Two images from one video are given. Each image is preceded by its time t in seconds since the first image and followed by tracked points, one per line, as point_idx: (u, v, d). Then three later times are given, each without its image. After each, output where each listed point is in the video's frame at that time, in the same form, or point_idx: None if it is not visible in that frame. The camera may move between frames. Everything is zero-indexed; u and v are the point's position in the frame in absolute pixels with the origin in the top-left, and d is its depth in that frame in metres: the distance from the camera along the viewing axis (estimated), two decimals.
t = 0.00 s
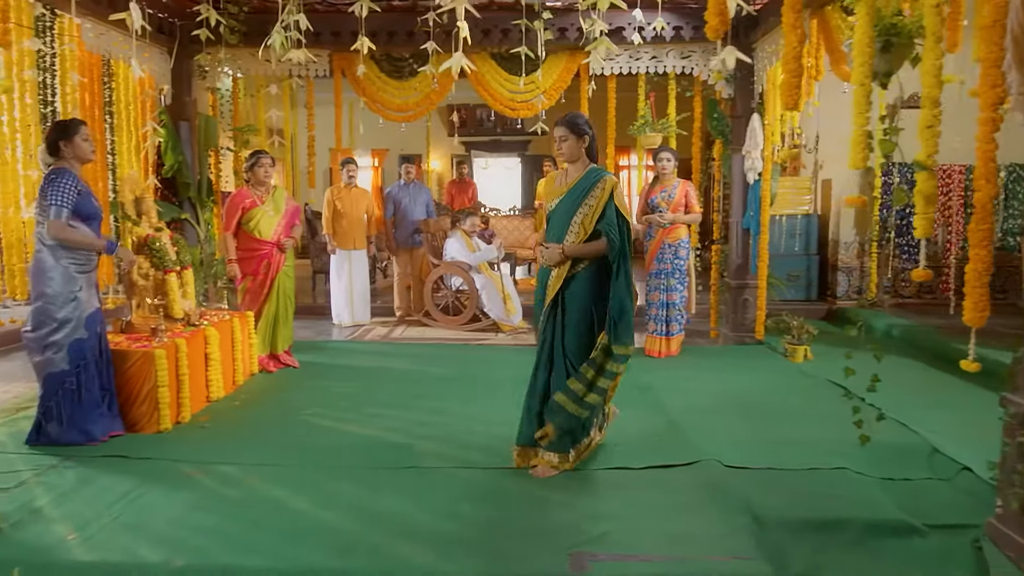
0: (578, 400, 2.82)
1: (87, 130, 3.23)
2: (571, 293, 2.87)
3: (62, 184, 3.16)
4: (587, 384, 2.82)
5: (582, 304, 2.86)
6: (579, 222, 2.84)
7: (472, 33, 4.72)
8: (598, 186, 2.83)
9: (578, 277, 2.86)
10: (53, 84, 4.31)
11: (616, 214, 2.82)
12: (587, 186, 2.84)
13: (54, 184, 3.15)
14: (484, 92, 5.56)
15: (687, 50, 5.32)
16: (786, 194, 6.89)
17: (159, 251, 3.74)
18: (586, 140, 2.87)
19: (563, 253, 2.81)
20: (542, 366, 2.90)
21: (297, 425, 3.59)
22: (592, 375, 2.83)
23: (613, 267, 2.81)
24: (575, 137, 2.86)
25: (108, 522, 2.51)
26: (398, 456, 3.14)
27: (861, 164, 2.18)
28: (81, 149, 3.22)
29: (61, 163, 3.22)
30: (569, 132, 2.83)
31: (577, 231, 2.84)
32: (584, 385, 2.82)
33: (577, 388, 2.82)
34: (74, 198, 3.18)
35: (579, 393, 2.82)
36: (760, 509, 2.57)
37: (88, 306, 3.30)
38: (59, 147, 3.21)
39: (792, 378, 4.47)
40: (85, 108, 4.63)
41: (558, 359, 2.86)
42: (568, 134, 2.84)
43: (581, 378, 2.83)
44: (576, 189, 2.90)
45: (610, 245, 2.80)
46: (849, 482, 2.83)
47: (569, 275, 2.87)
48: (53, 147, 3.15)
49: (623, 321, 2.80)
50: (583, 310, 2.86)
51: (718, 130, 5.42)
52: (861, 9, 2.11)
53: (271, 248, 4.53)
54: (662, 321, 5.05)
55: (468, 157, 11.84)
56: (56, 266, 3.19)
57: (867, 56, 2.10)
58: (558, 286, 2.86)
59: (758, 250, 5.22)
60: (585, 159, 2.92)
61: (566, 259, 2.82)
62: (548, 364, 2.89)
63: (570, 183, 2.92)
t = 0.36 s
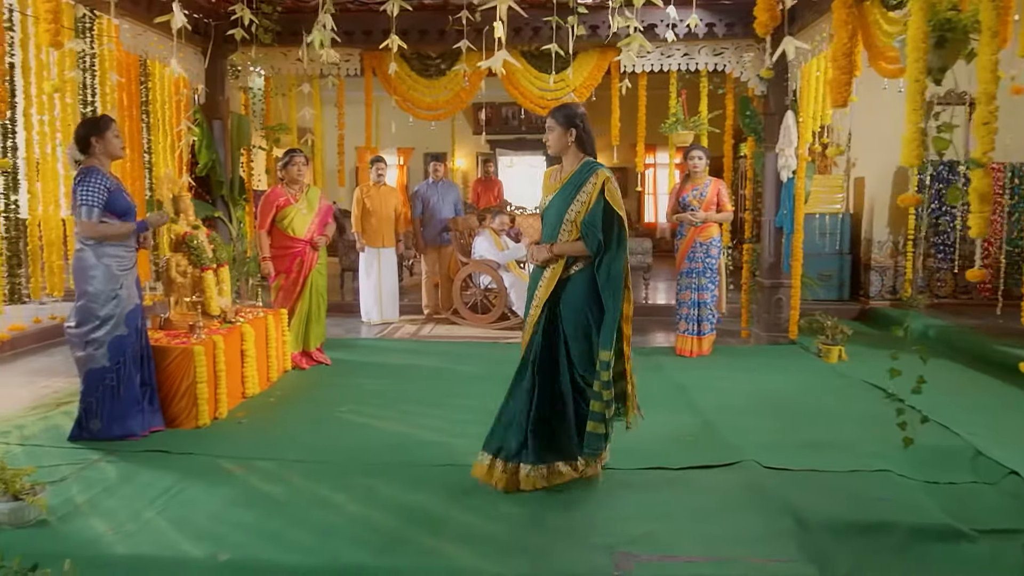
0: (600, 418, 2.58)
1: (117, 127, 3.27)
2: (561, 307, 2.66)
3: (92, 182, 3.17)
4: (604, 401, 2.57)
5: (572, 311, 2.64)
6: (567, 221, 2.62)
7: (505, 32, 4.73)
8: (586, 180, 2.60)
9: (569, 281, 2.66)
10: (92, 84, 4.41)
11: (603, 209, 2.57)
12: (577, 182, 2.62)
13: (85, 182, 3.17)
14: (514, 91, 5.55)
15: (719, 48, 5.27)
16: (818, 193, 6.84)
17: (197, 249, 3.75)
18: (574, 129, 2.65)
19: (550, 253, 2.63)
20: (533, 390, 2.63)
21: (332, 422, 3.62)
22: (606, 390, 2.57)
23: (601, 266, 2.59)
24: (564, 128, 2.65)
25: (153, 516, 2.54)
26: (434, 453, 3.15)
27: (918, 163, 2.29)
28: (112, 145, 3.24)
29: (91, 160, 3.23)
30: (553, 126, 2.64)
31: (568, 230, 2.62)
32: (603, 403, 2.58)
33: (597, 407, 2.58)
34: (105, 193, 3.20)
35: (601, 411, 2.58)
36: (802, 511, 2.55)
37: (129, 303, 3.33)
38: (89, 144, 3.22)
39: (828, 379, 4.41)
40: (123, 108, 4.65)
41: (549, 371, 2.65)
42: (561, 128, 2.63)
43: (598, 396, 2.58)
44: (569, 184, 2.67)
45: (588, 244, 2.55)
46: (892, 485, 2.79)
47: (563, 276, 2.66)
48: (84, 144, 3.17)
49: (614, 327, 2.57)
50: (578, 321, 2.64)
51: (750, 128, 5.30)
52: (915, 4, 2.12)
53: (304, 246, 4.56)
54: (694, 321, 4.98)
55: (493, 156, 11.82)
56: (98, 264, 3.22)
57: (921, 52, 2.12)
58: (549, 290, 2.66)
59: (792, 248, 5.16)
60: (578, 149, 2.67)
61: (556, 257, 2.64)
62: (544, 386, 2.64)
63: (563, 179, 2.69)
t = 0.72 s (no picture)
0: (602, 424, 2.56)
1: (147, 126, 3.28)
2: (563, 307, 2.62)
3: (124, 182, 3.17)
4: (607, 405, 2.55)
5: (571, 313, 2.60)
6: (569, 219, 2.57)
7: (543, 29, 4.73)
8: (589, 177, 2.55)
9: (570, 280, 2.61)
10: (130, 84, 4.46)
11: (606, 207, 2.52)
12: (582, 178, 2.56)
13: (117, 183, 3.17)
14: (544, 90, 5.54)
15: (751, 45, 5.24)
16: (850, 191, 6.74)
17: (232, 248, 3.78)
18: (582, 124, 2.59)
19: (551, 249, 2.58)
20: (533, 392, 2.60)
21: (366, 419, 3.64)
22: (607, 395, 2.55)
23: (603, 266, 2.55)
24: (574, 124, 2.61)
25: (193, 512, 2.57)
26: (468, 453, 3.16)
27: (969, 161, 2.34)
28: (140, 143, 3.25)
29: (117, 158, 3.24)
30: (561, 121, 2.61)
31: (571, 227, 2.57)
32: (605, 408, 2.56)
33: (598, 412, 2.55)
34: (139, 191, 3.21)
35: (602, 416, 2.56)
36: (843, 514, 2.52)
37: (160, 300, 3.36)
38: (120, 139, 3.23)
39: (864, 380, 4.35)
40: (159, 108, 4.71)
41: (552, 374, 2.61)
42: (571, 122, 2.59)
43: (600, 401, 2.56)
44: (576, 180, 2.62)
45: (590, 243, 2.50)
46: (935, 489, 2.75)
47: (563, 275, 2.62)
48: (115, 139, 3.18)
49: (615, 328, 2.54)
50: (579, 322, 2.60)
51: (783, 125, 5.32)
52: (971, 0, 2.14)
53: (336, 244, 4.60)
54: (724, 321, 4.92)
55: (518, 155, 11.80)
56: (131, 262, 3.26)
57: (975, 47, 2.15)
58: (550, 287, 2.61)
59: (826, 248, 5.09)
60: (586, 144, 2.63)
61: (558, 254, 2.59)
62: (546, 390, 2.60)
63: (570, 174, 2.64)
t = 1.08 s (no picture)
0: (601, 419, 2.55)
1: (175, 129, 3.27)
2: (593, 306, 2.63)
3: (142, 181, 3.16)
4: (607, 403, 2.53)
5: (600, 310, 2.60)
6: (595, 220, 2.58)
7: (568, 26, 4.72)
8: (616, 176, 2.54)
9: (598, 281, 2.61)
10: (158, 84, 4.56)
11: (628, 206, 2.50)
12: (607, 178, 2.56)
13: (136, 181, 3.16)
14: (566, 88, 5.58)
15: (776, 42, 5.20)
16: (874, 190, 6.66)
17: (258, 246, 3.80)
18: (613, 121, 2.57)
19: (578, 250, 2.61)
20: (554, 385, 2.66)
21: (390, 417, 3.65)
22: (609, 391, 2.52)
23: (623, 265, 2.51)
24: (603, 121, 2.59)
25: (223, 508, 2.59)
26: (493, 452, 3.16)
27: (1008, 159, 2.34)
28: (164, 145, 3.24)
29: (138, 155, 3.22)
30: (590, 119, 2.60)
31: (597, 227, 2.58)
32: (606, 404, 2.54)
33: (599, 406, 2.55)
34: (158, 190, 3.20)
35: (603, 410, 2.55)
36: (875, 517, 2.49)
37: (178, 300, 3.34)
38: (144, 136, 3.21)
39: (891, 381, 4.29)
40: (185, 108, 4.74)
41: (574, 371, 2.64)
42: (598, 122, 2.59)
43: (604, 398, 2.54)
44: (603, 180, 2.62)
45: (611, 243, 2.51)
46: (969, 491, 2.71)
47: (591, 275, 2.63)
48: (140, 136, 3.16)
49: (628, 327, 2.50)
50: (606, 322, 2.59)
51: (808, 123, 5.27)
52: None
53: (359, 242, 4.60)
54: (748, 320, 4.86)
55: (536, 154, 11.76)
56: (148, 260, 3.23)
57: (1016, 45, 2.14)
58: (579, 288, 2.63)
59: (851, 246, 5.04)
60: (616, 141, 2.60)
61: (584, 256, 2.61)
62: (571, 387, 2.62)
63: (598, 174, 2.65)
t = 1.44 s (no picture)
0: (640, 420, 2.57)
1: (192, 132, 3.24)
2: (629, 306, 2.60)
3: (152, 181, 3.11)
4: (649, 403, 2.54)
5: (635, 310, 2.58)
6: (633, 220, 2.56)
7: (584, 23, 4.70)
8: (654, 175, 2.52)
9: (638, 282, 2.58)
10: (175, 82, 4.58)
11: (668, 206, 2.49)
12: (645, 177, 2.55)
13: (143, 182, 3.10)
14: (580, 86, 5.63)
15: (792, 40, 5.17)
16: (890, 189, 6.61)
17: (274, 245, 3.80)
18: (651, 120, 2.55)
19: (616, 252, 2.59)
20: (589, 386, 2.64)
21: (407, 416, 3.66)
22: (648, 391, 2.54)
23: (663, 265, 2.50)
24: (642, 120, 2.57)
25: (243, 506, 2.60)
26: (511, 451, 3.16)
27: None
28: (178, 146, 3.21)
29: (152, 155, 3.18)
30: (628, 118, 2.58)
31: (636, 228, 2.56)
32: (645, 405, 2.55)
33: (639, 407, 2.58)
34: (167, 191, 3.14)
35: (642, 411, 2.56)
36: (898, 518, 2.47)
37: (187, 300, 3.30)
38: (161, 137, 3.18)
39: (909, 382, 4.26)
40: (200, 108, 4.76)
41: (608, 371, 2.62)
42: (637, 121, 2.57)
43: (643, 399, 2.55)
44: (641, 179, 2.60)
45: (651, 243, 2.50)
46: (993, 493, 2.69)
47: (632, 276, 2.59)
48: (156, 137, 3.13)
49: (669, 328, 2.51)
50: (643, 322, 2.57)
51: (824, 122, 5.21)
52: None
53: (373, 241, 4.62)
54: (764, 320, 4.83)
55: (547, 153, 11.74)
56: (157, 260, 3.20)
57: None
58: (620, 288, 2.60)
59: (868, 245, 5.01)
60: (655, 141, 2.58)
61: (623, 257, 2.59)
62: (609, 388, 2.61)
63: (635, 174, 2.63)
